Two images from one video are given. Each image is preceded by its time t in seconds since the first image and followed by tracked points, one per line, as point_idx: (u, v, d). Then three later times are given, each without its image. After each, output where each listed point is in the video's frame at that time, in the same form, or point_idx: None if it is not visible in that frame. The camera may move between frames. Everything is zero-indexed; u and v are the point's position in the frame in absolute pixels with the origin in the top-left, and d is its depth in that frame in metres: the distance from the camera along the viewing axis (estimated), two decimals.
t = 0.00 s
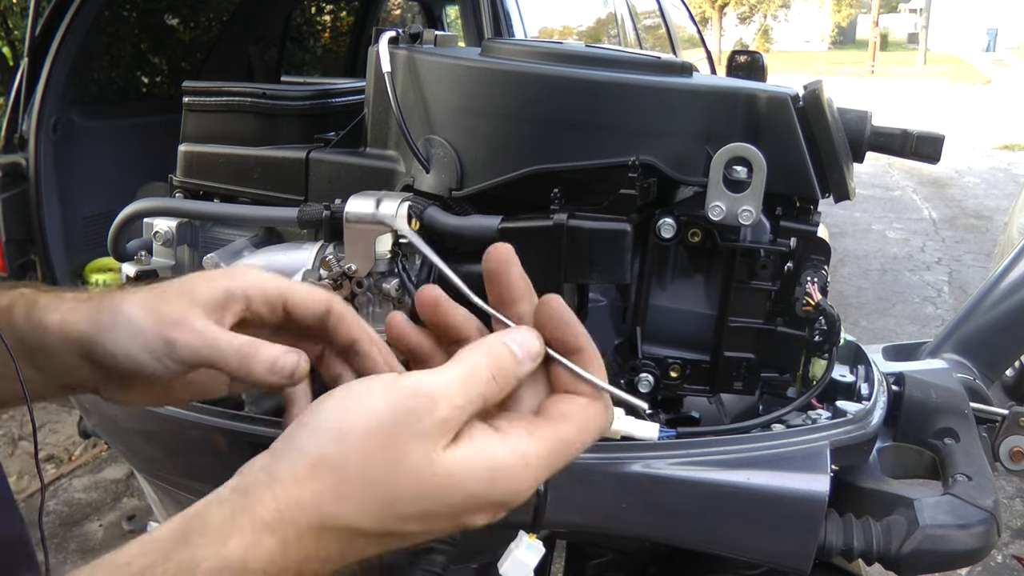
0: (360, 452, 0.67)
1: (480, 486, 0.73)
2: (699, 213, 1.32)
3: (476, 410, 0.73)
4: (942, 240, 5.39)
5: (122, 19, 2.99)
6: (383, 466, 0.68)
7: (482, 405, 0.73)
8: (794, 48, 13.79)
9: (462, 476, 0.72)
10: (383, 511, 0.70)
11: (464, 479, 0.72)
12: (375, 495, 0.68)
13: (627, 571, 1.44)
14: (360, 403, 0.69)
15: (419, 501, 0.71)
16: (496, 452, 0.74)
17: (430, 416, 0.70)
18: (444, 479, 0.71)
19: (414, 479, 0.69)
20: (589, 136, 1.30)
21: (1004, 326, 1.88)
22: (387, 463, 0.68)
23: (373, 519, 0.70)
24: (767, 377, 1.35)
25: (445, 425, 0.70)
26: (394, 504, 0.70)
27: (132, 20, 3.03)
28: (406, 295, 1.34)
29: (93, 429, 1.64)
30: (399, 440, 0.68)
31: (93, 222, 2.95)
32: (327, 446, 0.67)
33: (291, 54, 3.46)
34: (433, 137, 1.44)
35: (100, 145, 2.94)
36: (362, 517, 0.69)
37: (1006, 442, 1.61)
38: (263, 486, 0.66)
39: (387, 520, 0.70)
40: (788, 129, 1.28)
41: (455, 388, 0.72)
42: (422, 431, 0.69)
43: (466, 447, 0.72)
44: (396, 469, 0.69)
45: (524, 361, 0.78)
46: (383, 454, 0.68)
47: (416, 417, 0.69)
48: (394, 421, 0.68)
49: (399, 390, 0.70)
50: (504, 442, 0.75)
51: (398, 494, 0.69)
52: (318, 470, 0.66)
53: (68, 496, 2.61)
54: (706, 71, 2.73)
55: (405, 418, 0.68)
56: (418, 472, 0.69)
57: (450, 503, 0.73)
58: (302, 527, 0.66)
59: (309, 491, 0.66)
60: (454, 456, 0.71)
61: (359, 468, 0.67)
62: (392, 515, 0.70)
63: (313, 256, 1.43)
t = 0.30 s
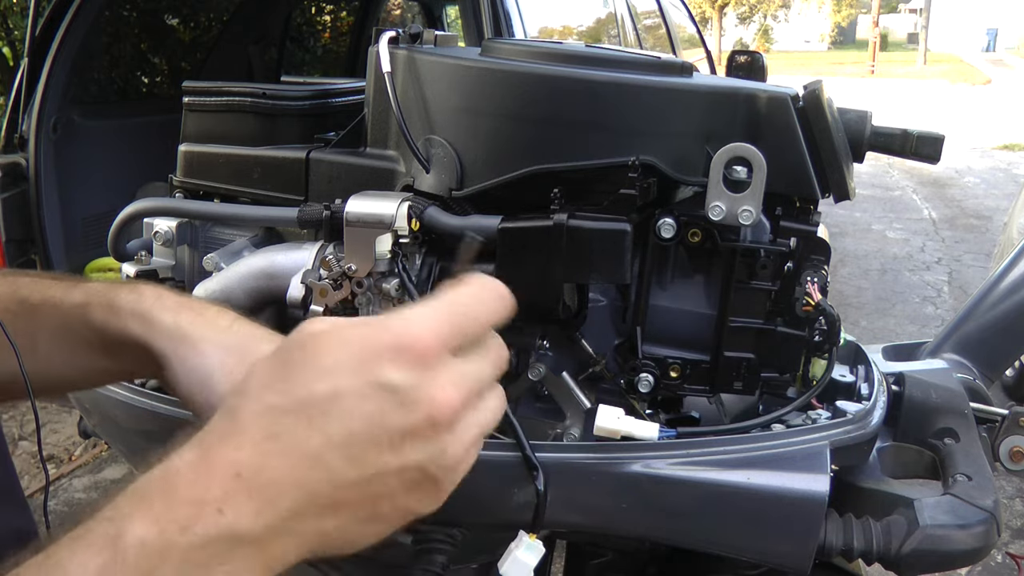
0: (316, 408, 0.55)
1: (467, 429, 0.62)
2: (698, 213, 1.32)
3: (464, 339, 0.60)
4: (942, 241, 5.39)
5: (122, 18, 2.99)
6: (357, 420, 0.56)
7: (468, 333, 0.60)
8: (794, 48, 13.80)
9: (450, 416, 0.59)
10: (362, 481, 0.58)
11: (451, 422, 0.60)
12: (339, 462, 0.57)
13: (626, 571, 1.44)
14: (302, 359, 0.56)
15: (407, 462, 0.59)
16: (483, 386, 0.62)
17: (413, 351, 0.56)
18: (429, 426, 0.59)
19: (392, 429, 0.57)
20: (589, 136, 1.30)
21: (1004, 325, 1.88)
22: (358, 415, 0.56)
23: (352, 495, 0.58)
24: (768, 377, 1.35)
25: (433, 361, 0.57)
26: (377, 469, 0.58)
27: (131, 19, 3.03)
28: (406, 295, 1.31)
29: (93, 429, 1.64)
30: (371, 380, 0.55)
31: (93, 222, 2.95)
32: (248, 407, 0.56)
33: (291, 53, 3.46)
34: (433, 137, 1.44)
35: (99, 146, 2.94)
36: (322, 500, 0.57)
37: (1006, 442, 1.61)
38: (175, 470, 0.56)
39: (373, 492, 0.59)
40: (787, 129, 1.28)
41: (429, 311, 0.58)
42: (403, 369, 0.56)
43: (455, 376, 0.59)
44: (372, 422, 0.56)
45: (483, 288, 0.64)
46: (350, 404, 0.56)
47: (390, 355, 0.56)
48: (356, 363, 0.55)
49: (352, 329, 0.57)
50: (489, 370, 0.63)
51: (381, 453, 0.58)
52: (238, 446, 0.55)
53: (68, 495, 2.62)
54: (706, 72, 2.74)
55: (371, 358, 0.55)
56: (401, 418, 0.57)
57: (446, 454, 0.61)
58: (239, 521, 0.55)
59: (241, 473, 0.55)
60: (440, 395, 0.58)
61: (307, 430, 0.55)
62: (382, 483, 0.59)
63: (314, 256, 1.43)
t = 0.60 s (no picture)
0: (251, 366, 0.68)
1: (399, 370, 0.73)
2: (698, 213, 1.32)
3: (368, 286, 0.73)
4: (942, 240, 5.39)
5: (122, 19, 3.01)
6: (283, 373, 0.68)
7: (367, 277, 0.73)
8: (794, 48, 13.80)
9: (368, 351, 0.70)
10: (301, 429, 0.69)
11: (374, 359, 0.71)
12: (277, 418, 0.68)
13: (626, 571, 1.44)
14: (230, 337, 0.71)
15: (342, 404, 0.70)
16: (403, 326, 0.73)
17: (316, 298, 0.70)
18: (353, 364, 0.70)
19: (317, 370, 0.69)
20: (589, 136, 1.30)
21: (1003, 325, 1.88)
22: (283, 368, 0.68)
23: (298, 449, 0.69)
24: (768, 377, 1.35)
25: (336, 304, 0.70)
26: (315, 412, 0.69)
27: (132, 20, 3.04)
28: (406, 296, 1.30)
29: (93, 429, 1.64)
30: (282, 331, 0.69)
31: (93, 222, 2.95)
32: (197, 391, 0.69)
33: (291, 53, 3.45)
34: (433, 137, 1.44)
35: (99, 146, 2.95)
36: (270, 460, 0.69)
37: (1006, 441, 1.61)
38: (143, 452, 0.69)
39: (321, 440, 0.70)
40: (787, 129, 1.28)
41: (331, 268, 0.72)
42: (314, 316, 0.69)
43: (366, 315, 0.71)
44: (296, 369, 0.68)
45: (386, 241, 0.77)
46: (269, 356, 0.68)
47: (297, 307, 0.69)
48: (271, 323, 0.69)
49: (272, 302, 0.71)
50: (407, 310, 0.74)
51: (312, 396, 0.69)
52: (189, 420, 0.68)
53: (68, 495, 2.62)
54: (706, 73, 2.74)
55: (285, 316, 0.69)
56: (321, 356, 0.69)
57: (381, 393, 0.71)
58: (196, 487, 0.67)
59: (186, 441, 0.67)
60: (354, 333, 0.70)
61: (238, 390, 0.68)
62: (327, 427, 0.70)
63: (314, 256, 1.43)
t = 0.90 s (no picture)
0: (250, 404, 0.72)
1: (393, 395, 0.76)
2: (698, 213, 1.32)
3: (353, 311, 0.77)
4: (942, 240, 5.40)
5: (122, 19, 3.01)
6: (278, 409, 0.72)
7: (351, 306, 0.77)
8: (794, 48, 13.80)
9: (361, 379, 0.74)
10: (301, 458, 0.72)
11: (368, 386, 0.74)
12: (276, 450, 0.71)
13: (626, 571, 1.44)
14: (229, 377, 0.75)
15: (341, 434, 0.73)
16: (394, 351, 0.77)
17: (306, 331, 0.73)
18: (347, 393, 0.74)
19: (313, 403, 0.72)
20: (588, 136, 1.30)
21: (1003, 326, 1.88)
22: (279, 403, 0.72)
23: (300, 478, 0.72)
24: (768, 377, 1.35)
25: (325, 335, 0.74)
26: (314, 443, 0.72)
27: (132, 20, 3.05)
28: (405, 295, 1.29)
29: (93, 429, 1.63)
30: (278, 368, 0.73)
31: (93, 222, 2.95)
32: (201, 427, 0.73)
33: (291, 53, 3.45)
34: (433, 137, 1.44)
35: (99, 146, 2.95)
36: (276, 490, 0.72)
37: (1006, 441, 1.61)
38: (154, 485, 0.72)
39: (323, 468, 0.73)
40: (787, 129, 1.28)
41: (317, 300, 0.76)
42: (305, 350, 0.73)
43: (357, 343, 0.75)
44: (292, 403, 0.72)
45: (367, 269, 0.81)
46: (265, 393, 0.72)
47: (289, 344, 0.73)
48: (266, 362, 0.73)
49: (266, 340, 0.75)
50: (397, 334, 0.78)
51: (310, 429, 0.72)
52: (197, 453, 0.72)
53: (68, 495, 2.62)
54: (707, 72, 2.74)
55: (278, 353, 0.73)
56: (316, 389, 0.72)
57: (378, 420, 0.75)
58: (206, 516, 0.70)
59: (195, 475, 0.71)
60: (346, 362, 0.74)
61: (238, 427, 0.71)
62: (327, 457, 0.73)
63: (313, 255, 1.43)
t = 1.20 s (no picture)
0: (285, 392, 0.91)
1: (393, 349, 0.94)
2: (698, 213, 1.32)
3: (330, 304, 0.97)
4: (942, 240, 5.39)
5: (122, 19, 3.01)
6: (311, 385, 0.90)
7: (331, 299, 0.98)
8: (794, 48, 13.80)
9: (362, 343, 0.93)
10: (343, 422, 0.90)
11: (371, 348, 0.93)
12: (321, 422, 0.89)
13: (626, 570, 1.44)
14: (263, 379, 0.94)
15: (365, 390, 0.91)
16: (380, 316, 0.96)
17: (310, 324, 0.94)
18: (356, 357, 0.92)
19: (334, 371, 0.91)
20: (589, 137, 1.30)
21: (1004, 326, 1.88)
22: (309, 380, 0.90)
23: (347, 438, 0.90)
24: (767, 377, 1.35)
25: (321, 324, 0.94)
26: (348, 402, 0.90)
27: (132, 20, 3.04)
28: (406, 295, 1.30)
29: (93, 429, 1.63)
30: (300, 356, 0.92)
31: (93, 222, 2.96)
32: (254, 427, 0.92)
33: (291, 53, 3.45)
34: (433, 137, 1.44)
35: (99, 147, 2.95)
36: (336, 447, 0.89)
37: (1006, 442, 1.61)
38: (231, 477, 0.90)
39: (363, 422, 0.91)
40: (787, 129, 1.28)
41: (304, 302, 0.97)
42: (311, 337, 0.93)
43: (349, 321, 0.95)
44: (319, 378, 0.91)
45: (329, 274, 1.03)
46: (294, 378, 0.91)
47: (298, 337, 0.93)
48: (286, 357, 0.93)
49: (276, 346, 0.95)
50: (377, 304, 0.97)
51: (341, 392, 0.90)
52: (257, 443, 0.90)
53: (68, 495, 2.62)
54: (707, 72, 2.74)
55: (293, 347, 0.93)
56: (332, 361, 0.91)
57: (391, 372, 0.93)
58: (283, 487, 0.87)
59: (260, 458, 0.89)
60: (345, 334, 0.93)
61: (281, 413, 0.90)
62: (361, 410, 0.91)
63: (313, 256, 1.42)
